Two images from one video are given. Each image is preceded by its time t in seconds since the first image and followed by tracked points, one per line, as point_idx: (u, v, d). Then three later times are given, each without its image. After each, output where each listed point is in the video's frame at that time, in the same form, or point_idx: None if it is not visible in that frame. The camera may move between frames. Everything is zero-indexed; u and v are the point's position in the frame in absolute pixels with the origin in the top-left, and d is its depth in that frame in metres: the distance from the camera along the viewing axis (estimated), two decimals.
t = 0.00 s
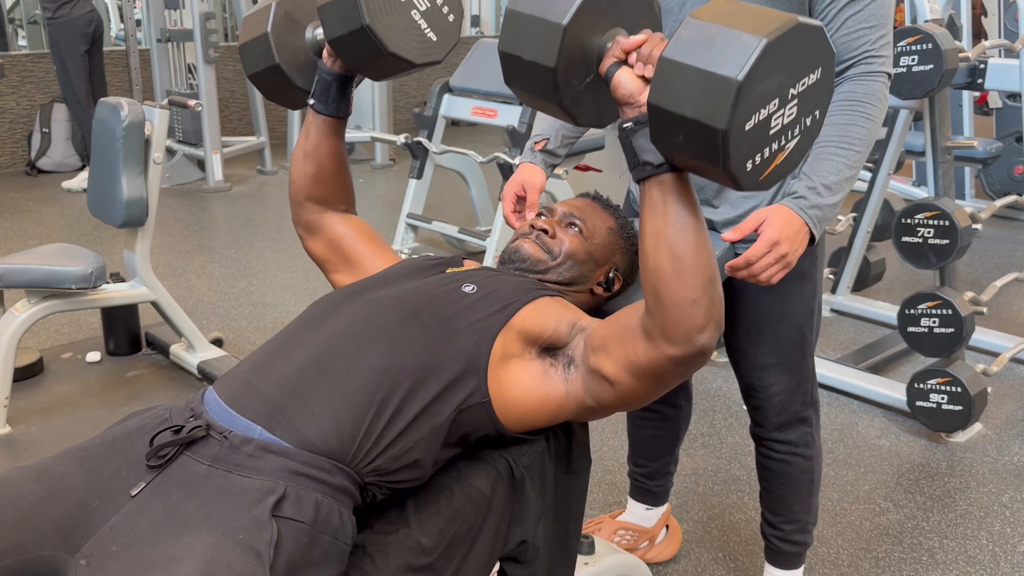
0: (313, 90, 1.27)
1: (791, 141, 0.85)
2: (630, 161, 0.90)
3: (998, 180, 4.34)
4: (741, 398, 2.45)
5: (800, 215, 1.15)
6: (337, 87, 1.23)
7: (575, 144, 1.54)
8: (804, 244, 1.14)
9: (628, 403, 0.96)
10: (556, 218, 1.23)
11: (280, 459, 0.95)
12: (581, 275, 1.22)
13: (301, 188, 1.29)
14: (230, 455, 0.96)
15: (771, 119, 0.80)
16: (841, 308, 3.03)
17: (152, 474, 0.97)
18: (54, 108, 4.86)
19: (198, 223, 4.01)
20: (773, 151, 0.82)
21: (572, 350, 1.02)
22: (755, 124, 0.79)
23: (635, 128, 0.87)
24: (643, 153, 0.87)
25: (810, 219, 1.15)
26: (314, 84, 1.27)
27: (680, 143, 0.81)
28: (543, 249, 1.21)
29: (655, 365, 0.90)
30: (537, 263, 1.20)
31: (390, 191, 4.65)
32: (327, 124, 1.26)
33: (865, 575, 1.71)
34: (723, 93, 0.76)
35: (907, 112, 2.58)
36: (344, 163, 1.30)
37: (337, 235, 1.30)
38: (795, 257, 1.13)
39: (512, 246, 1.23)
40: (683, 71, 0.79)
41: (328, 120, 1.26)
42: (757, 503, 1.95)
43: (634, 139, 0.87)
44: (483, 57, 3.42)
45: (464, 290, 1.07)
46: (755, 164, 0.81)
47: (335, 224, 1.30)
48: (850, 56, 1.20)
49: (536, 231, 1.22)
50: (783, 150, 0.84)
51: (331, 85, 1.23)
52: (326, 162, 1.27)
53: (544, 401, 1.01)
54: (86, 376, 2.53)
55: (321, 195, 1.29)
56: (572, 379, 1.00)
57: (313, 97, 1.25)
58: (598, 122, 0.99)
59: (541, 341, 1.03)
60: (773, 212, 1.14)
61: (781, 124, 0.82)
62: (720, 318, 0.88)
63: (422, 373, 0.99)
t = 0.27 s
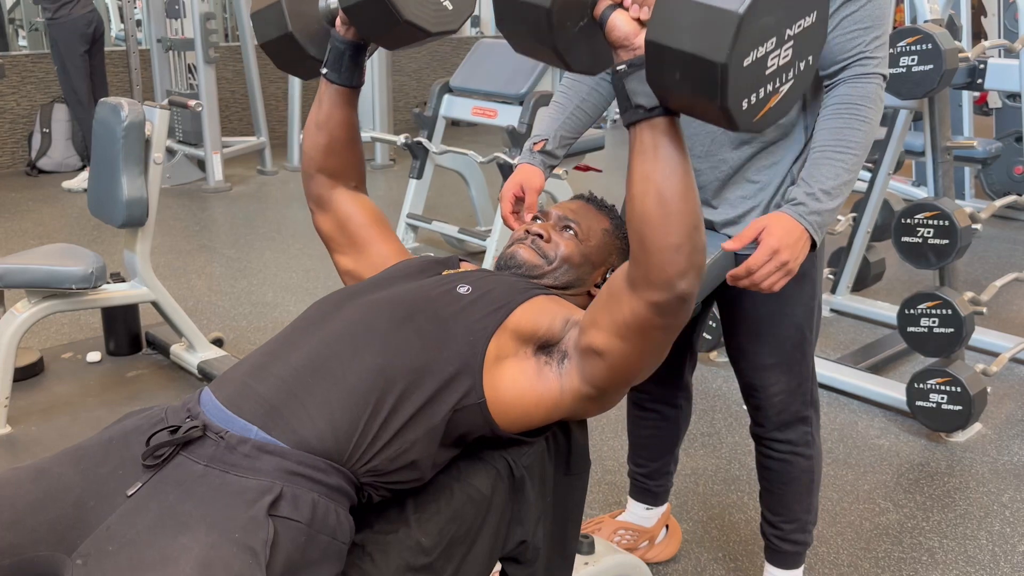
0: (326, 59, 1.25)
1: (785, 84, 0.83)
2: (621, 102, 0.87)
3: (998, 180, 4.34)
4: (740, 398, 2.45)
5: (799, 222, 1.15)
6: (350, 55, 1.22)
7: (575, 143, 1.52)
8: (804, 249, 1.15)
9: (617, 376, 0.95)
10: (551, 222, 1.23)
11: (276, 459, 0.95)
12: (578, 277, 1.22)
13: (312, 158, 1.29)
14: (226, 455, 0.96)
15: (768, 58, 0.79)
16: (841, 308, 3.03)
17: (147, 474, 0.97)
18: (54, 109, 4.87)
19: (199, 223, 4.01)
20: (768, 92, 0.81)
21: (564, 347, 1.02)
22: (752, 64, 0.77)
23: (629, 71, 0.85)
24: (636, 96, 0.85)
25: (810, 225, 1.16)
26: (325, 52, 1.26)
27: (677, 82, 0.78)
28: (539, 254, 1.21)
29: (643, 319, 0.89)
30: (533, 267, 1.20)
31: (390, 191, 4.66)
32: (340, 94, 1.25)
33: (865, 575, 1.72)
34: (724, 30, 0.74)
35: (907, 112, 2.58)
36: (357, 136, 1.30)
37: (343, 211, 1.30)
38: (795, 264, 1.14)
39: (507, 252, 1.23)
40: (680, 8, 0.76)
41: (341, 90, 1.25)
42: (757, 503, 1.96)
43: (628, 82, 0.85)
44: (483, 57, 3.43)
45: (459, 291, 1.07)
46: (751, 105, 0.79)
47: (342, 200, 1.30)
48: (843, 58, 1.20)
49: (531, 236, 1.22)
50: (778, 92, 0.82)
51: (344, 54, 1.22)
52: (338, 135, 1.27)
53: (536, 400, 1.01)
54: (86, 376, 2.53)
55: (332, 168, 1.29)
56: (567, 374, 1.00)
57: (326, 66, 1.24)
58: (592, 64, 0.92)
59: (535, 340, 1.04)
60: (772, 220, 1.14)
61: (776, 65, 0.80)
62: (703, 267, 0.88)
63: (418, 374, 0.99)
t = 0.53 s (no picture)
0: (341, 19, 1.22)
1: (783, 30, 0.81)
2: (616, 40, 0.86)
3: (998, 180, 4.34)
4: (741, 398, 2.45)
5: (828, 257, 1.21)
6: (366, 18, 1.19)
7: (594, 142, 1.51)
8: (842, 276, 1.23)
9: (605, 350, 0.97)
10: (547, 225, 1.23)
11: (275, 464, 0.95)
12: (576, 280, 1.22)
13: (334, 124, 1.29)
14: (226, 461, 0.96)
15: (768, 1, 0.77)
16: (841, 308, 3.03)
17: (147, 480, 0.97)
18: (54, 109, 4.87)
19: (198, 223, 4.01)
20: (768, 37, 0.79)
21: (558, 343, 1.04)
22: (753, 8, 0.75)
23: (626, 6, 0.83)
24: (632, 34, 0.84)
25: (839, 253, 1.21)
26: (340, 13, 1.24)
27: (677, 22, 0.77)
28: (537, 257, 1.21)
29: (627, 275, 0.91)
30: (532, 271, 1.20)
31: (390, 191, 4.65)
32: (359, 59, 1.24)
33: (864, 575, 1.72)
34: None
35: (907, 112, 2.58)
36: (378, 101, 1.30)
37: (359, 182, 1.31)
38: (837, 293, 1.22)
39: (505, 257, 1.23)
40: None
41: (359, 53, 1.23)
42: (757, 503, 1.95)
43: (625, 19, 0.83)
44: (483, 57, 3.43)
45: (458, 295, 1.08)
46: (750, 49, 0.78)
47: (360, 172, 1.31)
48: (834, 65, 1.19)
49: (529, 240, 1.23)
50: (777, 37, 0.81)
51: (360, 16, 1.19)
52: (359, 103, 1.27)
53: (530, 399, 1.02)
54: (86, 376, 2.53)
55: (352, 135, 1.30)
56: (565, 369, 1.02)
57: (343, 29, 1.22)
58: None
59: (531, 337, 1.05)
60: (801, 263, 1.22)
61: (777, 10, 0.79)
62: (677, 213, 0.89)
63: (418, 380, 1.00)
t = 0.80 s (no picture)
0: None
1: None
2: None
3: (998, 180, 4.34)
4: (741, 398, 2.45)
5: (829, 255, 1.22)
6: None
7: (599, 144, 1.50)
8: (841, 275, 1.23)
9: (603, 324, 0.97)
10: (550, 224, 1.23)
11: (280, 472, 0.95)
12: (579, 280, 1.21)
13: (357, 94, 1.32)
14: (231, 467, 0.97)
15: None
16: (841, 308, 3.03)
17: (151, 482, 0.97)
18: (54, 108, 4.87)
19: (198, 223, 4.01)
20: None
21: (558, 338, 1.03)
22: None
23: None
24: None
25: (839, 252, 1.22)
26: None
27: None
28: (540, 256, 1.21)
29: (614, 236, 0.94)
30: (535, 270, 1.20)
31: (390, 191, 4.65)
32: (376, 21, 1.29)
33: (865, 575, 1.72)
34: None
35: (907, 112, 2.58)
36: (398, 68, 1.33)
37: (379, 153, 1.33)
38: (835, 290, 1.23)
39: (508, 257, 1.23)
40: None
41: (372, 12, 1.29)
42: (758, 503, 1.95)
43: None
44: (483, 57, 3.43)
45: (462, 302, 1.07)
46: None
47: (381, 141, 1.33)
48: (840, 66, 1.19)
49: (532, 238, 1.23)
50: None
51: None
52: (380, 67, 1.30)
53: (530, 399, 1.01)
54: (86, 376, 2.53)
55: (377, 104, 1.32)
56: (568, 360, 1.02)
57: None
58: None
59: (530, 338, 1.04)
60: (799, 261, 1.24)
61: None
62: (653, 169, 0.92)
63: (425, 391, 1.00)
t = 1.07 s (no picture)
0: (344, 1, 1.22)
1: None
2: (611, 13, 0.87)
3: (998, 180, 4.34)
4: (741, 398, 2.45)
5: (812, 244, 1.19)
6: None
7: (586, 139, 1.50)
8: (821, 267, 1.19)
9: (608, 339, 0.97)
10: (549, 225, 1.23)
11: (279, 479, 0.95)
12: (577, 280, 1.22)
13: (347, 105, 1.30)
14: (230, 475, 0.97)
15: None
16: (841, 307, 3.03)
17: (149, 491, 0.97)
18: (54, 109, 4.87)
19: (198, 223, 4.01)
20: (767, 5, 0.79)
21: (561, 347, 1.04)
22: None
23: None
24: (627, 7, 0.84)
25: (823, 244, 1.19)
26: None
27: None
28: (540, 259, 1.21)
29: (619, 254, 0.93)
30: (536, 274, 1.20)
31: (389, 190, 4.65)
32: (365, 34, 1.26)
33: (865, 574, 1.71)
34: None
35: (907, 112, 2.58)
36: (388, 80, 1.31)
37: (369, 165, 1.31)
38: (813, 281, 1.18)
39: (507, 258, 1.23)
40: None
41: (364, 28, 1.25)
42: (757, 503, 1.95)
43: None
44: (484, 58, 3.43)
45: (463, 309, 1.07)
46: (751, 16, 0.77)
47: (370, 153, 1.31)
48: (841, 64, 1.18)
49: (531, 240, 1.22)
50: (776, 6, 0.81)
51: None
52: (370, 78, 1.29)
53: (531, 409, 1.02)
54: (86, 376, 2.53)
55: (366, 116, 1.31)
56: (571, 372, 1.03)
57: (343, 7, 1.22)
58: None
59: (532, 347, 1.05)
60: (784, 245, 1.20)
61: None
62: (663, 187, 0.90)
63: (425, 399, 0.99)
